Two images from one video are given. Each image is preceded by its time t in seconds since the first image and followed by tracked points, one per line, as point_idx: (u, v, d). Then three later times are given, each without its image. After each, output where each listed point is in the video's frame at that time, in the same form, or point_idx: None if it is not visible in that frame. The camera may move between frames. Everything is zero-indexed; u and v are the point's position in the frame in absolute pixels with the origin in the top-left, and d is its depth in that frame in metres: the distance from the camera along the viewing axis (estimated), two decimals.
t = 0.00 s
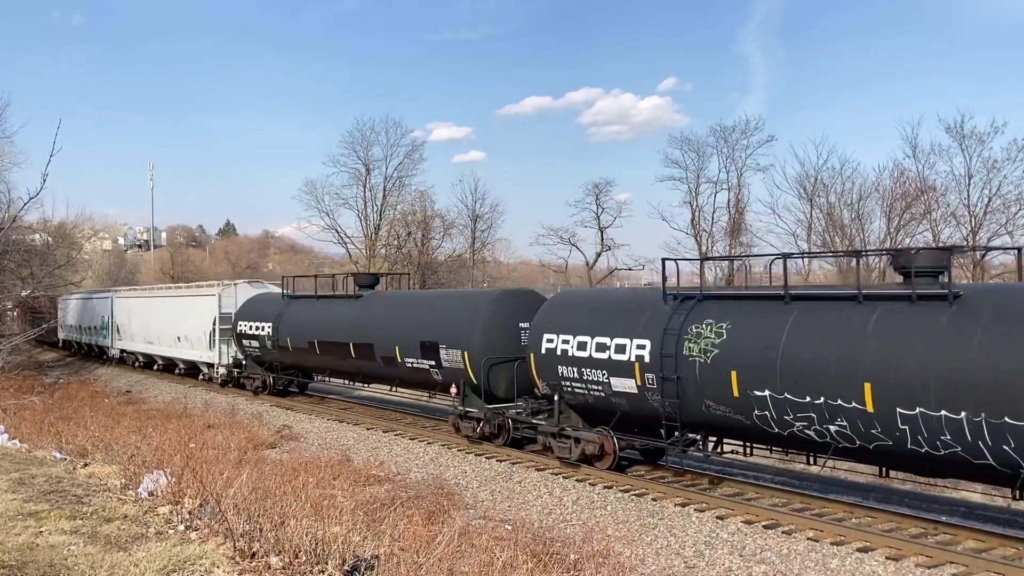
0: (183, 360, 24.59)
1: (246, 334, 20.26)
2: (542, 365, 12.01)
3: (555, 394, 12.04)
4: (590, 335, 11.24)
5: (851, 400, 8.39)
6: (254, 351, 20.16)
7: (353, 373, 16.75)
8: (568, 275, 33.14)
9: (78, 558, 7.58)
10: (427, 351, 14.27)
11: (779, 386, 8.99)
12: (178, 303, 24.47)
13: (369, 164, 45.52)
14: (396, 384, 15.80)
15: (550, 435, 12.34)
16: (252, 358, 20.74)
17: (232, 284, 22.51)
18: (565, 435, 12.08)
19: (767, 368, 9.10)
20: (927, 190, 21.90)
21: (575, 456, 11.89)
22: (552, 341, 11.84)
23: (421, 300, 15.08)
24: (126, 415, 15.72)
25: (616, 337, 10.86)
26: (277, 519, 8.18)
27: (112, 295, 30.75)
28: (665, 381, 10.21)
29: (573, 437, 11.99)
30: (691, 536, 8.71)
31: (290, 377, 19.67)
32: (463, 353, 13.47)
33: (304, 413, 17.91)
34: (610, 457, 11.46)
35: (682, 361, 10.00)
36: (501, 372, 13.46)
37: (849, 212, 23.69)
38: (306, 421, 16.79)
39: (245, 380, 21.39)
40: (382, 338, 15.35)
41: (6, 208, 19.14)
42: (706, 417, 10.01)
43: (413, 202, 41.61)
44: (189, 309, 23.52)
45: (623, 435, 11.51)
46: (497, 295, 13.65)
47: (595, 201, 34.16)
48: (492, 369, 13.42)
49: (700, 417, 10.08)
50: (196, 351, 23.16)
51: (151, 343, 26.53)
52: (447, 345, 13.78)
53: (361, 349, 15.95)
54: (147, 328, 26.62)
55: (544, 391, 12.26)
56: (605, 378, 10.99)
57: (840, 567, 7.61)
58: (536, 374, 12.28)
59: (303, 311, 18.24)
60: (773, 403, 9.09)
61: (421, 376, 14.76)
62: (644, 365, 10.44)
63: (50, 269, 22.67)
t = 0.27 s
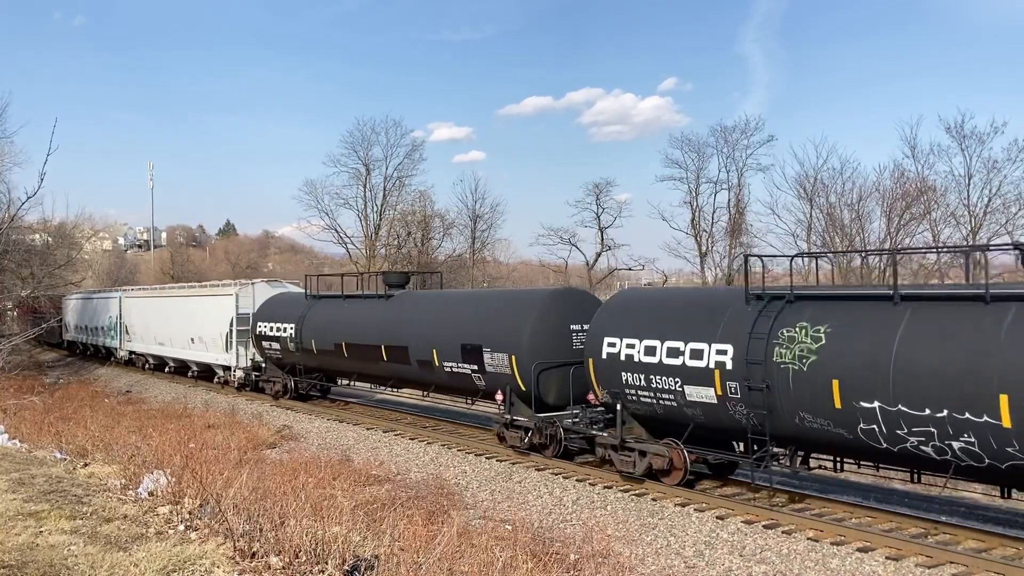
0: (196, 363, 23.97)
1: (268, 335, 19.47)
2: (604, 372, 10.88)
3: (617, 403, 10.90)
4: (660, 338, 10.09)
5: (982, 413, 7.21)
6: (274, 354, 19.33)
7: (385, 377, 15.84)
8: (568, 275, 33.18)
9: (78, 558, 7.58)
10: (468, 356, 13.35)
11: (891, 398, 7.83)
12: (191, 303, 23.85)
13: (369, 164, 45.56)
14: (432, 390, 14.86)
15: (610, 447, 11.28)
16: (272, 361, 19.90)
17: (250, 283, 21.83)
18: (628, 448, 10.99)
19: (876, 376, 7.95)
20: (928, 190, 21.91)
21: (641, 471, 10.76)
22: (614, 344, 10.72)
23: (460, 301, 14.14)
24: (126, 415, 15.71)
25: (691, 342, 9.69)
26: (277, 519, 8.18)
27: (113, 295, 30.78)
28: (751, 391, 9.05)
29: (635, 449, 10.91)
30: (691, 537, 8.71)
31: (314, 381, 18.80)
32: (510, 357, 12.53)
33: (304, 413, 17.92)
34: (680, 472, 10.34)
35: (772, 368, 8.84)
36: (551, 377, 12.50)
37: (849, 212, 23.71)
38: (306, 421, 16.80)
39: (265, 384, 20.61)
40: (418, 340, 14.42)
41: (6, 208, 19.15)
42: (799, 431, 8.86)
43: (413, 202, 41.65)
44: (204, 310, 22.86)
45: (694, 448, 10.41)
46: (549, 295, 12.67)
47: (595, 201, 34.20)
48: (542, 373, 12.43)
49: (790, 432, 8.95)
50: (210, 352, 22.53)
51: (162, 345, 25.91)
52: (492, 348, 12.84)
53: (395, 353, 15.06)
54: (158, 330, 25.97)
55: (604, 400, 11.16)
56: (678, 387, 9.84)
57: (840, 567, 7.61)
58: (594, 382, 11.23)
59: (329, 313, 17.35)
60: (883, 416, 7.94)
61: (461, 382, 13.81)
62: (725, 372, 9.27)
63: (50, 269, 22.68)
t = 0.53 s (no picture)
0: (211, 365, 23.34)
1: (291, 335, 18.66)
2: (676, 380, 9.98)
3: (691, 412, 9.98)
4: (745, 343, 9.24)
5: None
6: (297, 357, 18.63)
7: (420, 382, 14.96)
8: (568, 274, 33.18)
9: (78, 558, 7.58)
10: (516, 360, 12.45)
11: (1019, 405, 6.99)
12: (207, 303, 23.15)
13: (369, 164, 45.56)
14: (473, 396, 13.97)
15: (682, 462, 10.27)
16: (295, 364, 19.22)
17: (269, 283, 21.09)
18: (703, 463, 9.98)
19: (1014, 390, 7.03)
20: (927, 190, 21.96)
21: (718, 488, 9.78)
22: (689, 350, 9.82)
23: (507, 301, 13.20)
24: (127, 415, 15.71)
25: (784, 348, 8.85)
26: (277, 519, 8.18)
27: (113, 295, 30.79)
28: (857, 401, 8.21)
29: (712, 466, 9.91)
30: (691, 536, 8.71)
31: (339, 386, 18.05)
32: (566, 361, 11.56)
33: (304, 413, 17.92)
34: (764, 491, 9.37)
35: (882, 376, 8.02)
36: (611, 386, 11.39)
37: (849, 212, 23.69)
38: (306, 421, 16.80)
39: (286, 388, 19.82)
40: (457, 342, 13.58)
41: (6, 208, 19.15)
42: (910, 446, 8.02)
43: (413, 202, 41.66)
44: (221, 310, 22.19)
45: (780, 463, 9.45)
46: (605, 296, 11.65)
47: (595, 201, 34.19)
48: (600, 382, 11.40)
49: (902, 447, 8.09)
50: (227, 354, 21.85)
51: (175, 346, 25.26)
52: (543, 353, 11.91)
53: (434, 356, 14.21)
54: (169, 331, 25.44)
55: (677, 409, 10.20)
56: (768, 397, 9.00)
57: (840, 567, 7.62)
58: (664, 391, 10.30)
59: (358, 313, 16.51)
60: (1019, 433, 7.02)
61: (507, 387, 12.91)
62: (826, 381, 8.44)
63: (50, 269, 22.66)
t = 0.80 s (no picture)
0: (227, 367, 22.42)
1: (316, 339, 17.77)
2: (764, 388, 9.11)
3: (781, 425, 9.08)
4: (850, 348, 8.38)
5: None
6: (322, 360, 17.75)
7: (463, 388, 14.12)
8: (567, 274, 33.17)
9: (78, 558, 7.58)
10: (572, 365, 11.61)
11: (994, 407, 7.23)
12: (222, 303, 22.29)
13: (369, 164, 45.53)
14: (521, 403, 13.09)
15: (768, 479, 9.30)
16: (320, 366, 18.34)
17: (291, 281, 20.30)
18: (794, 480, 9.00)
19: None
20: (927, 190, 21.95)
21: (812, 508, 8.76)
22: (780, 356, 8.95)
23: (559, 304, 12.36)
24: (127, 415, 15.71)
25: (896, 355, 7.99)
26: (277, 519, 8.18)
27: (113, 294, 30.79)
28: (989, 415, 7.27)
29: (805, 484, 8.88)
30: (691, 537, 8.71)
31: (369, 389, 17.04)
32: (631, 367, 10.68)
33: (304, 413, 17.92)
34: (865, 511, 8.40)
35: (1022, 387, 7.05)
36: (681, 394, 10.51)
37: (849, 212, 23.68)
38: (306, 421, 16.80)
39: (310, 392, 18.94)
40: (508, 346, 12.71)
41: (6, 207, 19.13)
42: None
43: (413, 202, 41.65)
44: (239, 309, 21.33)
45: (886, 482, 8.47)
46: (676, 297, 10.70)
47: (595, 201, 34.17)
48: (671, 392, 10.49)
49: None
50: (246, 355, 21.03)
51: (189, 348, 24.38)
52: (604, 358, 11.06)
53: (477, 360, 13.37)
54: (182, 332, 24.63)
55: (762, 421, 9.31)
56: (876, 408, 8.11)
57: (840, 567, 7.61)
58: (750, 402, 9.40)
59: (392, 313, 15.67)
60: None
61: (561, 394, 12.05)
62: (950, 392, 7.52)
63: (50, 269, 22.66)
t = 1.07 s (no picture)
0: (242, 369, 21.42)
1: (344, 340, 16.77)
2: (873, 399, 8.11)
3: (892, 440, 8.02)
4: (975, 355, 7.28)
5: None
6: (350, 362, 16.77)
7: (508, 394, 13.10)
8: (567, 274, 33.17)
9: (78, 558, 7.57)
10: (636, 372, 10.55)
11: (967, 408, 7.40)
12: (239, 302, 21.23)
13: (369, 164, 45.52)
14: (573, 412, 12.13)
15: (872, 499, 8.24)
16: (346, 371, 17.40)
17: (314, 280, 19.04)
18: (904, 502, 7.94)
19: None
20: (928, 190, 21.95)
21: (927, 534, 7.73)
22: (892, 363, 7.95)
23: (620, 305, 11.29)
24: (127, 415, 15.71)
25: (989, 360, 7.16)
26: (277, 519, 8.17)
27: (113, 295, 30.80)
28: None
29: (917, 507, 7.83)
30: (691, 536, 8.71)
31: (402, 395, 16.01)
32: (708, 375, 9.60)
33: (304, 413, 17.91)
34: (994, 538, 7.30)
35: None
36: (767, 404, 9.43)
37: (849, 212, 23.67)
38: (306, 421, 16.79)
39: (335, 397, 17.95)
40: (561, 349, 11.69)
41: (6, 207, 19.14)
42: None
43: (413, 202, 41.65)
44: (257, 310, 20.26)
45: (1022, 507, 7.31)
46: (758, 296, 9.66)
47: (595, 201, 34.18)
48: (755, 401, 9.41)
49: None
50: (263, 356, 20.00)
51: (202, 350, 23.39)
52: (675, 364, 10.01)
53: (525, 366, 12.35)
54: (196, 333, 23.68)
55: (869, 435, 8.29)
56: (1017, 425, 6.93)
57: (840, 567, 7.61)
58: (854, 414, 8.39)
59: (427, 313, 14.71)
60: None
61: (623, 403, 10.98)
62: None
63: (51, 269, 22.68)
